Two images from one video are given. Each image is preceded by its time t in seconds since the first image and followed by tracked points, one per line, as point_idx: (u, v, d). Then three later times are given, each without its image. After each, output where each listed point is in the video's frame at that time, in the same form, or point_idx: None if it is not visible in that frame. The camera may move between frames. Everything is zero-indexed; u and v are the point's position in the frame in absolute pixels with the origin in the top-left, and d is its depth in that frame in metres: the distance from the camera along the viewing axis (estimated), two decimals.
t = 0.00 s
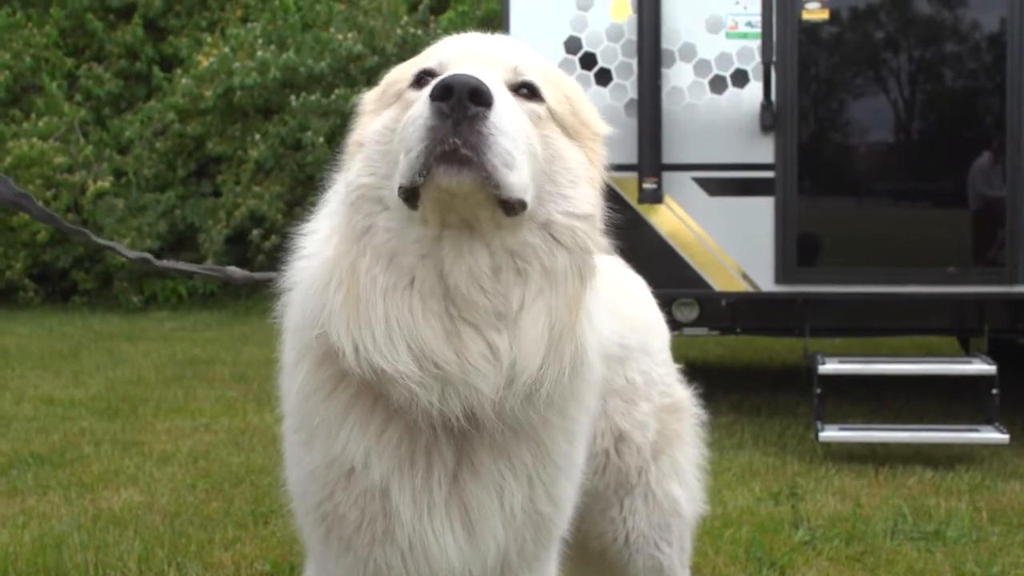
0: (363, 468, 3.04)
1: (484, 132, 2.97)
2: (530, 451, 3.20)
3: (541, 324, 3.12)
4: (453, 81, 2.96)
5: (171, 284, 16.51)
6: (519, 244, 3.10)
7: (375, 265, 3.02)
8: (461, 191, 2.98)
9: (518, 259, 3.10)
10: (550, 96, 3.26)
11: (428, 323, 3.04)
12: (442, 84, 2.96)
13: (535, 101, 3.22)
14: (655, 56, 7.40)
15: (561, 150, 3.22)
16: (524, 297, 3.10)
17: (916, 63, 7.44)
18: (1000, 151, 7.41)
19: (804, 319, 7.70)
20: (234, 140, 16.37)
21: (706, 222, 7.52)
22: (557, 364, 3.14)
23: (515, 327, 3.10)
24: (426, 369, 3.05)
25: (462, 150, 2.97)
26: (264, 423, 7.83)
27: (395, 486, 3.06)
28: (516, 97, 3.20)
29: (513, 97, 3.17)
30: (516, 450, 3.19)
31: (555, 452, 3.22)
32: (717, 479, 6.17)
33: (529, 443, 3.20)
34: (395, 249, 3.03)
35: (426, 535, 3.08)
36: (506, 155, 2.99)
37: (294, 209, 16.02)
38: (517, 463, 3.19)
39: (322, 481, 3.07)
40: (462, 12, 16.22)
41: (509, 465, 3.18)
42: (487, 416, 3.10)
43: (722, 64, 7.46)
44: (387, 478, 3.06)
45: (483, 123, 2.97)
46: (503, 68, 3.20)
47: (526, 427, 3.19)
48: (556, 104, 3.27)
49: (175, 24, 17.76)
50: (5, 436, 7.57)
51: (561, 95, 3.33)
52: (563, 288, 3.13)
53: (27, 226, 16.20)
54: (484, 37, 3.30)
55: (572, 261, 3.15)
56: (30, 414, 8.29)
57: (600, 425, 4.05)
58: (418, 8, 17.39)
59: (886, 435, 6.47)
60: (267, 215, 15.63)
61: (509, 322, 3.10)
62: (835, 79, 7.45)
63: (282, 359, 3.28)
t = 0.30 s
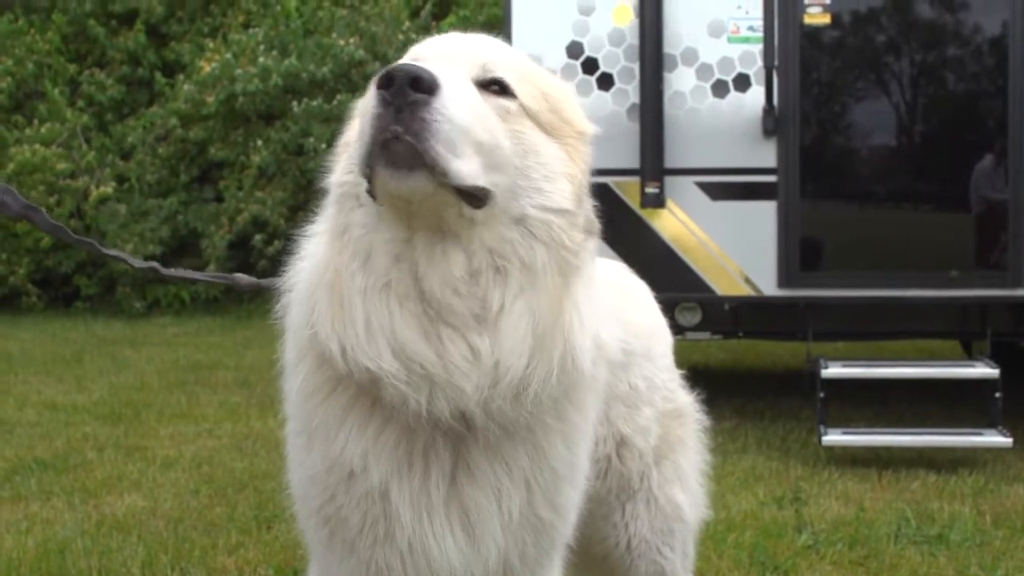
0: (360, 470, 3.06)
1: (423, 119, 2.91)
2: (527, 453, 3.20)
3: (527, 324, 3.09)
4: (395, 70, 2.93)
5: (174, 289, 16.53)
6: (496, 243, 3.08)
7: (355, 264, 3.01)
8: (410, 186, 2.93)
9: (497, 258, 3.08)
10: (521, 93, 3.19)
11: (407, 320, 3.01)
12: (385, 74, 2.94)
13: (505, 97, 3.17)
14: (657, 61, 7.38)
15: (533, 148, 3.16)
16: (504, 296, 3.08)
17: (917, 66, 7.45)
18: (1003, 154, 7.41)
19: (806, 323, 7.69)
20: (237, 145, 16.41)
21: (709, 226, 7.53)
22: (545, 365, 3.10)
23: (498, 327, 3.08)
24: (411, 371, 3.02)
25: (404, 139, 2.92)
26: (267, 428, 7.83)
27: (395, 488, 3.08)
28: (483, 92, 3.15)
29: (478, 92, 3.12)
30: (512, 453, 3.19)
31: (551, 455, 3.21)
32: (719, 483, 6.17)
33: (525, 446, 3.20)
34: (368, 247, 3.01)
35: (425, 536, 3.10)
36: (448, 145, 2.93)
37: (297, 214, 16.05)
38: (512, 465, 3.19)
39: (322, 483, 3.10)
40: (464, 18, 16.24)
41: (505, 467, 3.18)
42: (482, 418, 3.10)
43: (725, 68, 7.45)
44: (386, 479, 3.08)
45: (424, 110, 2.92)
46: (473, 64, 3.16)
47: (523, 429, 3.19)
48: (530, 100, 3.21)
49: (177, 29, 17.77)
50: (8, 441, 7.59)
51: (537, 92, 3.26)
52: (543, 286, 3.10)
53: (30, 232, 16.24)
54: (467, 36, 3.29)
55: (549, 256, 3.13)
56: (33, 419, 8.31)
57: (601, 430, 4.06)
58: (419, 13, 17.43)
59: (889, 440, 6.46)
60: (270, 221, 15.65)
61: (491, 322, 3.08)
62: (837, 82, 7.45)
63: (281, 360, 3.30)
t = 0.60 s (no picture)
0: (354, 476, 3.16)
1: (423, 128, 3.08)
2: (523, 455, 3.26)
3: (512, 325, 3.24)
4: (393, 78, 3.08)
5: (182, 296, 16.55)
6: (484, 253, 3.27)
7: (335, 270, 3.20)
8: (408, 220, 3.08)
9: (485, 264, 3.26)
10: (509, 99, 3.36)
11: (386, 326, 3.18)
12: (384, 82, 3.08)
13: (493, 102, 3.34)
14: (665, 68, 7.37)
15: (525, 151, 3.34)
16: (491, 299, 3.24)
17: (925, 71, 7.45)
18: (1011, 157, 7.41)
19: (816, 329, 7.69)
20: (244, 152, 16.39)
21: (717, 231, 7.50)
22: (531, 364, 3.23)
23: (481, 329, 3.23)
24: (391, 372, 3.17)
25: (405, 146, 3.10)
26: (276, 435, 7.84)
27: (391, 490, 3.17)
28: (473, 98, 3.32)
29: (468, 99, 3.29)
30: (507, 454, 3.25)
31: (549, 454, 3.26)
32: (728, 489, 6.17)
33: (521, 447, 3.26)
34: (351, 253, 3.20)
35: (425, 539, 3.17)
36: (448, 152, 3.12)
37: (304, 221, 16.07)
38: (508, 467, 3.24)
39: (321, 492, 3.22)
40: (471, 24, 16.18)
41: (501, 469, 3.24)
42: (470, 419, 3.20)
43: (732, 73, 7.41)
44: (381, 482, 3.17)
45: (424, 120, 3.08)
46: (462, 71, 3.32)
47: (515, 429, 3.26)
48: (517, 105, 3.38)
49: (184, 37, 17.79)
50: (18, 448, 7.61)
51: (522, 95, 3.42)
52: (530, 287, 3.27)
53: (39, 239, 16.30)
54: (448, 38, 3.43)
55: (542, 257, 3.30)
56: (43, 426, 8.32)
57: (615, 433, 4.07)
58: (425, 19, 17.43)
59: (898, 445, 6.45)
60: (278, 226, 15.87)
61: (475, 326, 3.24)
62: (844, 87, 7.45)
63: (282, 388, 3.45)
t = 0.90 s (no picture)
0: (356, 483, 3.30)
1: (432, 128, 3.21)
2: (524, 461, 3.35)
3: (516, 333, 3.36)
4: (408, 79, 3.21)
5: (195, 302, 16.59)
6: (491, 262, 3.39)
7: (339, 277, 3.33)
8: (416, 249, 3.23)
9: (495, 273, 3.38)
10: (514, 106, 3.46)
11: (389, 336, 3.31)
12: (396, 82, 3.21)
13: (499, 109, 3.44)
14: (678, 75, 7.35)
15: (531, 157, 3.45)
16: (497, 308, 3.36)
17: (937, 74, 7.45)
18: None
19: (829, 334, 7.66)
20: (258, 159, 16.39)
21: (730, 237, 7.46)
22: (532, 372, 3.34)
23: (486, 338, 3.36)
24: (392, 381, 3.30)
25: (415, 147, 3.23)
26: (290, 441, 7.85)
27: (391, 497, 3.30)
28: (479, 105, 3.43)
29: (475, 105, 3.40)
30: (507, 460, 3.36)
31: (550, 460, 3.35)
32: (743, 494, 6.16)
33: (521, 453, 3.37)
34: (354, 261, 3.33)
35: (426, 544, 3.29)
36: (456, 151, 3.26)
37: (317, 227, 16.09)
38: (509, 473, 3.34)
39: (326, 499, 3.36)
40: (484, 30, 16.13)
41: (502, 476, 3.35)
42: (468, 427, 3.32)
43: (745, 79, 7.36)
44: (382, 490, 3.30)
45: (434, 120, 3.21)
46: (468, 76, 3.43)
47: (515, 437, 3.36)
48: (522, 112, 3.48)
49: (198, 44, 17.81)
50: (32, 454, 7.64)
51: (528, 102, 3.52)
52: (535, 295, 3.38)
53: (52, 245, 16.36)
54: (453, 48, 3.53)
55: (547, 262, 3.41)
56: (57, 432, 8.35)
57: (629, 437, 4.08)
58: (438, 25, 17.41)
59: (913, 450, 6.44)
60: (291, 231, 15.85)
61: (480, 334, 3.37)
62: (857, 91, 7.44)
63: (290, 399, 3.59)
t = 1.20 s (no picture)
0: (365, 484, 3.32)
1: (431, 129, 3.21)
2: (531, 460, 3.37)
3: (520, 332, 3.35)
4: (405, 81, 3.21)
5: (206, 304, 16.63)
6: (495, 261, 3.38)
7: (344, 279, 3.33)
8: (419, 247, 3.22)
9: (496, 272, 3.37)
10: (514, 107, 3.47)
11: (394, 336, 3.32)
12: (394, 84, 3.21)
13: (498, 110, 3.45)
14: (688, 78, 7.29)
15: (531, 157, 3.45)
16: (500, 307, 3.35)
17: (947, 76, 7.45)
18: None
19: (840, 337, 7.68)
20: (267, 161, 16.45)
21: (740, 239, 7.42)
22: (536, 371, 3.34)
23: (490, 337, 3.35)
24: (397, 382, 3.30)
25: (414, 147, 3.22)
26: (302, 442, 7.86)
27: (399, 497, 3.31)
28: (479, 106, 3.44)
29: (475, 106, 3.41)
30: (514, 459, 3.37)
31: (556, 457, 3.36)
32: (753, 496, 6.17)
33: (528, 453, 3.37)
34: (359, 263, 3.33)
35: (435, 543, 3.30)
36: (455, 148, 3.25)
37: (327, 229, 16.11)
38: (516, 473, 3.35)
39: (337, 500, 3.39)
40: (494, 32, 16.07)
41: (509, 475, 3.36)
42: (475, 426, 3.33)
43: (755, 82, 7.33)
44: (389, 490, 3.31)
45: (433, 120, 3.21)
46: (466, 78, 3.43)
47: (522, 436, 3.37)
48: (521, 114, 3.49)
49: (208, 46, 17.84)
50: (43, 455, 7.66)
51: (527, 104, 3.53)
52: (537, 293, 3.37)
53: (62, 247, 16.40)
54: (452, 52, 3.54)
55: (550, 261, 3.40)
56: (68, 433, 8.37)
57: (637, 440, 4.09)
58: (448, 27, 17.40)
59: (924, 452, 6.43)
60: (301, 233, 15.94)
61: (484, 333, 3.35)
62: (865, 93, 7.44)
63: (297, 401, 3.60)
